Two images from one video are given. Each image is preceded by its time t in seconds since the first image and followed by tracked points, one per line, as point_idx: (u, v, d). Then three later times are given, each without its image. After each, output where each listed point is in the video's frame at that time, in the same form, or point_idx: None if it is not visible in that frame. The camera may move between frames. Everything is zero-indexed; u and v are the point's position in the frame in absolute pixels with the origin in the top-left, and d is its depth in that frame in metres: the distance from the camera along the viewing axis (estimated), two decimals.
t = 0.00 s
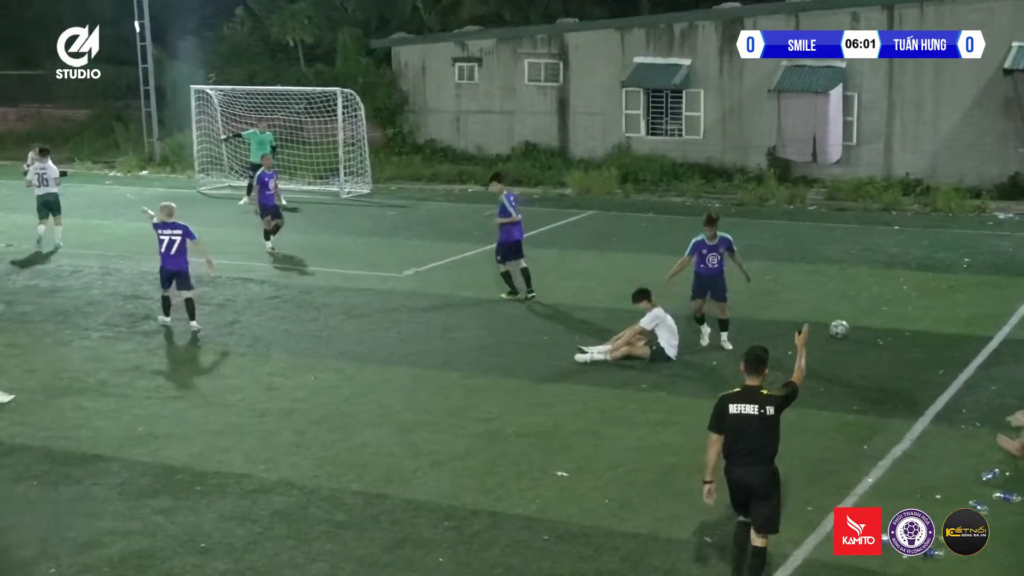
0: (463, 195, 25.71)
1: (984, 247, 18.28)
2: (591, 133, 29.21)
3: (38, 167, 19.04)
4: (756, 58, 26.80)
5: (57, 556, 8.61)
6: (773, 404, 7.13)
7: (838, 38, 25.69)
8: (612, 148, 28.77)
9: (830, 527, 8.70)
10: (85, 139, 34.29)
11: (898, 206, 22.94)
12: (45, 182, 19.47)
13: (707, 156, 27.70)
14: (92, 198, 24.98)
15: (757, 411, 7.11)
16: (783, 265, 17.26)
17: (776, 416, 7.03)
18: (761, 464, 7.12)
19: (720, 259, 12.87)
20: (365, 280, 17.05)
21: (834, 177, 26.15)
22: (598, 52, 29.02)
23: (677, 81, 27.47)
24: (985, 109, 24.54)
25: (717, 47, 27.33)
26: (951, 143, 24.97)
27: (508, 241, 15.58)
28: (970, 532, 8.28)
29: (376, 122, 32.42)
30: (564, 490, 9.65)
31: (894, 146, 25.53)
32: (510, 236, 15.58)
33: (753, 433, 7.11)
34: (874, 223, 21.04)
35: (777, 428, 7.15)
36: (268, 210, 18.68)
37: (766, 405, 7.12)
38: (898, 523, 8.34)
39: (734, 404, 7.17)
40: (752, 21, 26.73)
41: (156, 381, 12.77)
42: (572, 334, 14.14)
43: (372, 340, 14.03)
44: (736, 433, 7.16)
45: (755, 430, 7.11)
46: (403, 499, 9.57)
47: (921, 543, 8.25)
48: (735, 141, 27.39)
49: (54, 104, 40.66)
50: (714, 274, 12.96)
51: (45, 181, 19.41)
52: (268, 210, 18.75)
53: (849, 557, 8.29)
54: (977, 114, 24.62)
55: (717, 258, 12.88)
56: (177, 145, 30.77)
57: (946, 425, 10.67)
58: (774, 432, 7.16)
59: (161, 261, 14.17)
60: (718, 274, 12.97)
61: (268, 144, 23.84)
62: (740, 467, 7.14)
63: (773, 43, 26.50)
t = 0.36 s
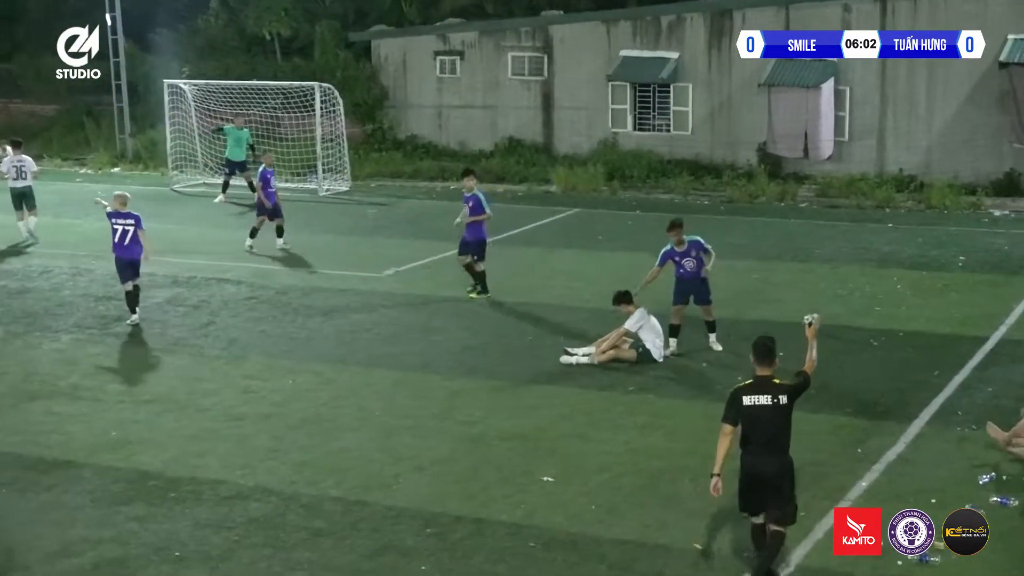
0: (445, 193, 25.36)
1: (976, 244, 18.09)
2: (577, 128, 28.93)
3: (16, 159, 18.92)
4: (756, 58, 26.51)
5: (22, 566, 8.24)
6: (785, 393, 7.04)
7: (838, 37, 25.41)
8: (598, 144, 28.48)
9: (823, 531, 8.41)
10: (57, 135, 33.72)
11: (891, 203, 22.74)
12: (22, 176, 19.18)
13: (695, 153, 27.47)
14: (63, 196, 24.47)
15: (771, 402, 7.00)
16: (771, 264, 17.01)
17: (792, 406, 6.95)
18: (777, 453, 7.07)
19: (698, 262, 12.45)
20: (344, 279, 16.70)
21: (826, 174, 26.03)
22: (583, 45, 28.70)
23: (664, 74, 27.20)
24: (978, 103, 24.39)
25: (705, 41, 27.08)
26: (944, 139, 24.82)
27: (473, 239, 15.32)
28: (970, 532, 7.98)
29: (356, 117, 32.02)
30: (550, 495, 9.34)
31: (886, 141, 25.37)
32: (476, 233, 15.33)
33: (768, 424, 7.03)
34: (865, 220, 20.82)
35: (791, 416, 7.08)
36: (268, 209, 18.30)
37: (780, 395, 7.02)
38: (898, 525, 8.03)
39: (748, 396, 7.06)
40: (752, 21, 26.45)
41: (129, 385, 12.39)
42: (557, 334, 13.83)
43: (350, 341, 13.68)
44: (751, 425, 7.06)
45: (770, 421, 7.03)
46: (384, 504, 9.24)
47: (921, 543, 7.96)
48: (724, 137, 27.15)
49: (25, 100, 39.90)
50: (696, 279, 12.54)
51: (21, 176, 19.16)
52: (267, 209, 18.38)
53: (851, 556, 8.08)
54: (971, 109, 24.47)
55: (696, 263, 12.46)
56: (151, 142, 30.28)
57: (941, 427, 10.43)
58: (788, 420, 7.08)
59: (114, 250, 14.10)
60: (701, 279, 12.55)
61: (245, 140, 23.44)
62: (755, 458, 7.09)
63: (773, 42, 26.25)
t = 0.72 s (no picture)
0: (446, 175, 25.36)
1: (977, 225, 18.09)
2: (576, 110, 28.87)
3: (19, 139, 18.97)
4: (756, 59, 26.50)
5: (22, 548, 8.26)
6: (806, 362, 7.19)
7: (838, 37, 25.37)
8: (597, 125, 28.44)
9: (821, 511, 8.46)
10: (54, 117, 33.65)
11: (891, 183, 22.70)
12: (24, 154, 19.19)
13: (695, 134, 27.42)
14: (62, 178, 24.44)
15: (792, 370, 7.16)
16: (771, 245, 17.01)
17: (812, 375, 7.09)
18: (795, 420, 7.20)
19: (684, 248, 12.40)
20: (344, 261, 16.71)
21: (826, 155, 26.00)
22: (582, 27, 28.56)
23: (663, 56, 27.06)
24: (979, 83, 24.30)
25: (705, 22, 26.97)
26: (945, 119, 24.76)
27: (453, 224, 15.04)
28: (969, 531, 7.90)
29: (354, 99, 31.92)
30: (548, 477, 9.36)
31: (887, 121, 25.34)
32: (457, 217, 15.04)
33: (788, 391, 7.18)
34: (867, 202, 20.83)
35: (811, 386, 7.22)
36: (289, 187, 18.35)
37: (801, 363, 7.18)
38: (898, 525, 8.01)
39: (769, 363, 7.22)
40: (752, 20, 26.35)
41: (128, 367, 12.39)
42: (558, 317, 13.84)
43: (350, 324, 13.68)
44: (771, 392, 7.22)
45: (789, 388, 7.18)
46: (383, 486, 9.25)
47: (921, 543, 7.90)
48: (724, 118, 27.10)
49: (22, 82, 39.76)
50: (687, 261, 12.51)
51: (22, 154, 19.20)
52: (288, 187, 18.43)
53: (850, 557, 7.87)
54: (972, 88, 24.38)
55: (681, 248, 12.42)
56: (149, 124, 30.21)
57: (940, 409, 10.44)
58: (809, 388, 7.22)
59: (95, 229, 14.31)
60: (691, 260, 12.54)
61: (244, 122, 23.36)
62: (774, 426, 7.22)
63: (773, 43, 26.23)
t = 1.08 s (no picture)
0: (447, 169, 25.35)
1: (979, 219, 18.08)
2: (577, 104, 28.85)
3: (17, 128, 19.44)
4: (756, 58, 26.51)
5: (24, 543, 8.26)
6: (837, 341, 7.54)
7: (837, 37, 25.33)
8: (597, 119, 28.40)
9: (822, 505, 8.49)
10: (53, 112, 33.58)
11: (892, 177, 22.66)
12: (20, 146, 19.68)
13: (696, 128, 27.39)
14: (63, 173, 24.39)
15: (822, 347, 7.50)
16: (773, 239, 17.00)
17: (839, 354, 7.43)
18: (825, 397, 7.55)
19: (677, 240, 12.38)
20: (345, 255, 16.72)
21: (827, 148, 25.99)
22: (583, 21, 28.50)
23: (664, 50, 27.02)
24: (981, 77, 24.26)
25: (705, 15, 26.93)
26: (947, 113, 24.74)
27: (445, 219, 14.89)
28: (970, 531, 7.89)
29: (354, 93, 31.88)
30: (549, 471, 9.35)
31: (888, 116, 25.30)
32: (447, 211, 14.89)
33: (818, 369, 7.53)
34: (868, 195, 20.81)
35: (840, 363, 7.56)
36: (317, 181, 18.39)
37: (830, 341, 7.52)
38: (898, 525, 8.01)
39: (800, 341, 7.57)
40: (752, 20, 26.35)
41: (129, 361, 12.39)
42: (559, 311, 13.82)
43: (351, 318, 13.68)
44: (802, 369, 7.57)
45: (819, 366, 7.53)
46: (384, 481, 9.24)
47: (921, 543, 7.87)
48: (725, 112, 27.07)
49: (22, 76, 39.72)
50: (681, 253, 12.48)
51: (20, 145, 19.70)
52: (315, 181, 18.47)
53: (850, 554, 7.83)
54: (974, 82, 24.34)
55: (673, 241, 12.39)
56: (149, 118, 30.14)
57: (942, 403, 10.43)
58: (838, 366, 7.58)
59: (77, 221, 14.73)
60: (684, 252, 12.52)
61: (244, 116, 23.33)
62: (804, 401, 7.57)
63: (773, 42, 26.19)
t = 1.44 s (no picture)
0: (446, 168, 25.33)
1: (977, 218, 18.08)
2: (576, 103, 28.85)
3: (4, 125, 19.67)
4: (756, 59, 26.48)
5: (23, 542, 8.26)
6: (847, 330, 7.96)
7: (837, 37, 25.30)
8: (596, 118, 28.40)
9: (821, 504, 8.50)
10: (51, 111, 33.55)
11: (891, 176, 22.65)
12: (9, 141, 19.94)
13: (694, 127, 27.40)
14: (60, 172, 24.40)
15: (834, 336, 7.93)
16: (771, 238, 17.00)
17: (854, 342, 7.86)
18: (836, 385, 7.96)
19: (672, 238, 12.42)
20: (343, 254, 16.72)
21: (825, 147, 26.01)
22: (581, 19, 28.47)
23: (662, 49, 27.01)
24: (980, 76, 24.24)
25: (704, 14, 26.91)
26: (945, 111, 24.74)
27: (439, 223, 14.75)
28: (970, 531, 7.89)
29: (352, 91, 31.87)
30: (548, 470, 9.35)
31: (887, 115, 25.30)
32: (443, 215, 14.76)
33: (831, 358, 7.94)
34: (866, 194, 20.82)
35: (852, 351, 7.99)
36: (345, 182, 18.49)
37: (841, 331, 7.95)
38: (898, 525, 8.01)
39: (813, 331, 7.98)
40: (752, 20, 26.33)
41: (127, 360, 12.38)
42: (557, 310, 13.83)
43: (349, 317, 13.68)
44: (815, 358, 7.96)
45: (832, 354, 7.94)
46: (383, 480, 9.24)
47: (921, 543, 7.87)
48: (723, 110, 27.09)
49: (20, 76, 39.69)
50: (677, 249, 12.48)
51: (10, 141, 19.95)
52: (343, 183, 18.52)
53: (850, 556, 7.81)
54: (973, 81, 24.32)
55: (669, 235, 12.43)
56: (147, 117, 30.12)
57: (940, 402, 10.43)
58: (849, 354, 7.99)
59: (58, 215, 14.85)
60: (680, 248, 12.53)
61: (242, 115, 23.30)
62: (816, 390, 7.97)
63: (773, 42, 26.14)
